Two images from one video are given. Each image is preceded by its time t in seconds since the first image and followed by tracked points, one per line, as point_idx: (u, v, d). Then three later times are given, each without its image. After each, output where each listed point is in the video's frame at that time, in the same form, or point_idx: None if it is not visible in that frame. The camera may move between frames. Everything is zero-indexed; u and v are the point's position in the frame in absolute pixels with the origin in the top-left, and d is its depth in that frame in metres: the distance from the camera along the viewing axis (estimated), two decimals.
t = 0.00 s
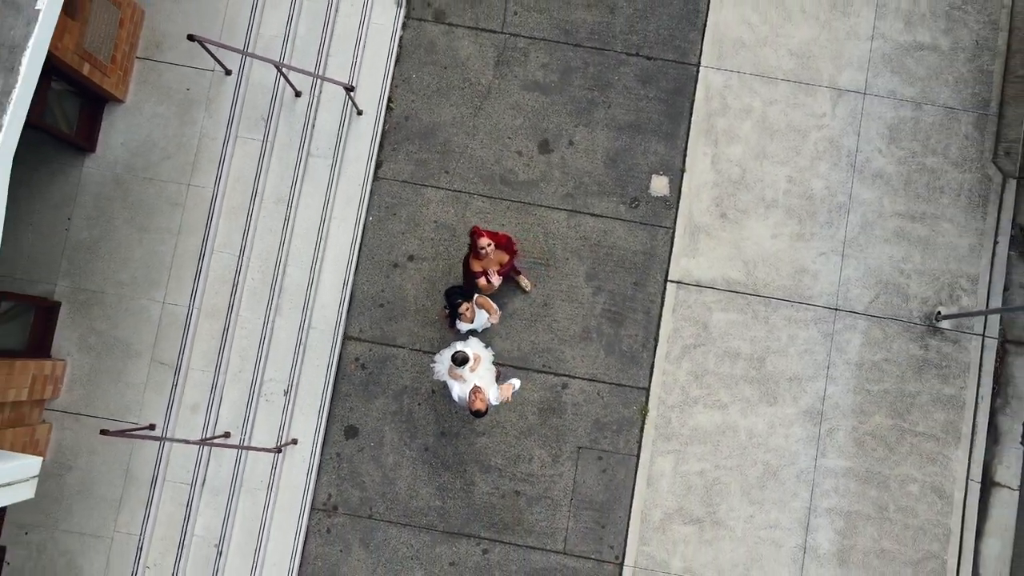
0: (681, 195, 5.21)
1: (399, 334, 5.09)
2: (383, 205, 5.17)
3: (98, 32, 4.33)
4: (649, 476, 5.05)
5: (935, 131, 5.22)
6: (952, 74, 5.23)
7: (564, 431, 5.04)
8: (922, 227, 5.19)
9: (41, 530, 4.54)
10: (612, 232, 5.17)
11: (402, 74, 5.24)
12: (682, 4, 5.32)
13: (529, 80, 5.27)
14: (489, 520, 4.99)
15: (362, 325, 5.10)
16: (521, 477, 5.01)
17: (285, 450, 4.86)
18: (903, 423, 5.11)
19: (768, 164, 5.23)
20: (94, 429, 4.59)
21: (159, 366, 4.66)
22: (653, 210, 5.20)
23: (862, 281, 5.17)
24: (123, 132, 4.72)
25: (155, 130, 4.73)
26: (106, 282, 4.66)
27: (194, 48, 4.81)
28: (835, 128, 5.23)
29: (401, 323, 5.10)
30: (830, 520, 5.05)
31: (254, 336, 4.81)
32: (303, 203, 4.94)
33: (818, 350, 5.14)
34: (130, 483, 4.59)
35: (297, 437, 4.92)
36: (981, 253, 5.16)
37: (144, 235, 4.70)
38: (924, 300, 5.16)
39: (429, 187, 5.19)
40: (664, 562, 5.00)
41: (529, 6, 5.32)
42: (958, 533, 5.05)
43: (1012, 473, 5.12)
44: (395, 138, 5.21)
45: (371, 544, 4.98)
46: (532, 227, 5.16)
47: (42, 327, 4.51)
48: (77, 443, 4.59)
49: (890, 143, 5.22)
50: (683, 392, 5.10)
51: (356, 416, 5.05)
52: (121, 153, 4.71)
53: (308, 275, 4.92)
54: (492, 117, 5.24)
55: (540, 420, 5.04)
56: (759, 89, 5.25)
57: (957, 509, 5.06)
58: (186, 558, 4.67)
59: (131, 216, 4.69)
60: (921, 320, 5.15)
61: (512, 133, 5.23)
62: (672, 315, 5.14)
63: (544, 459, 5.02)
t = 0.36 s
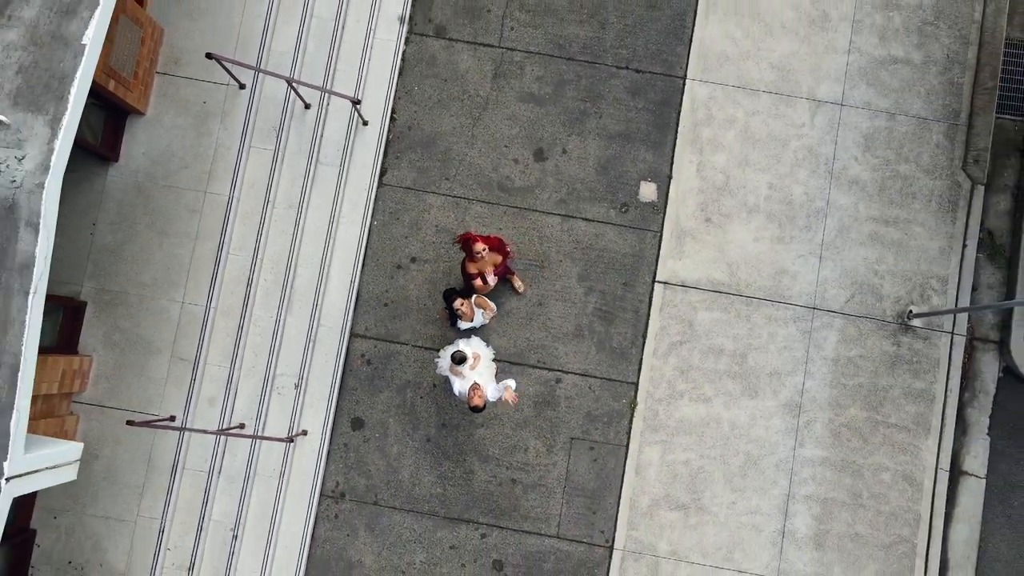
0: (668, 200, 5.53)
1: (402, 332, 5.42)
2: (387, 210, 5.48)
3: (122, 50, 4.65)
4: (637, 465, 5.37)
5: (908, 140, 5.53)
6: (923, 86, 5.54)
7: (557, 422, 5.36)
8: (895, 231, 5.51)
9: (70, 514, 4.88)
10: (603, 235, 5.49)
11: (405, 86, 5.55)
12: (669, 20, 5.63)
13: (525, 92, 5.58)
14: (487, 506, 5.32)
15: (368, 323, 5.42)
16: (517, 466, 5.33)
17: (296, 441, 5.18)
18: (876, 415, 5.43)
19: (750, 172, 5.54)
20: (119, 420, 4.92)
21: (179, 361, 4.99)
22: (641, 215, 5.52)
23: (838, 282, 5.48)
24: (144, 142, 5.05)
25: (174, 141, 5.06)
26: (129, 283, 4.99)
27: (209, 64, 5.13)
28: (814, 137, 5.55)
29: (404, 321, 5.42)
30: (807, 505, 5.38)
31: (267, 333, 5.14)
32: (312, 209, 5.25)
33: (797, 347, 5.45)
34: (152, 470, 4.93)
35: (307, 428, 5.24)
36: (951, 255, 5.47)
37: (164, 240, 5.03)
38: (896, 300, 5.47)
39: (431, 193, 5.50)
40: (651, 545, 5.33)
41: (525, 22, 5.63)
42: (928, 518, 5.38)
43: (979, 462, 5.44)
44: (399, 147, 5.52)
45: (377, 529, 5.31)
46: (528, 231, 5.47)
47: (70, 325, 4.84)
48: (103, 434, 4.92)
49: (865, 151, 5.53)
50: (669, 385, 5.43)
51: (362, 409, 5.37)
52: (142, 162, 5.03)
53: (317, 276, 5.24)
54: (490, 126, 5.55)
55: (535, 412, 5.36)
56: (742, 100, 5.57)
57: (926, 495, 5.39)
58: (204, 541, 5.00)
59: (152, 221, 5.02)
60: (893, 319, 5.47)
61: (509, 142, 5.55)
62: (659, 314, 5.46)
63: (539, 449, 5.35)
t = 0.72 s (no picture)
0: (658, 204, 5.84)
1: (407, 329, 5.74)
2: (392, 214, 5.80)
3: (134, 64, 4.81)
4: (628, 453, 5.71)
5: (885, 147, 5.85)
6: (900, 96, 5.85)
7: (553, 414, 5.69)
8: (873, 233, 5.83)
9: (97, 499, 5.22)
10: (596, 237, 5.80)
11: (409, 96, 5.86)
12: (660, 33, 5.93)
13: (523, 101, 5.89)
14: (486, 492, 5.66)
15: (375, 320, 5.74)
16: (515, 454, 5.67)
17: (307, 431, 5.51)
18: (853, 407, 5.76)
19: (736, 177, 5.85)
20: (142, 411, 5.27)
21: (198, 356, 5.33)
22: (633, 218, 5.84)
23: (818, 281, 5.80)
24: (164, 151, 5.38)
25: (192, 149, 5.39)
26: (151, 282, 5.33)
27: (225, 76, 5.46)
28: (797, 144, 5.85)
29: (409, 318, 5.75)
30: (787, 492, 5.71)
31: (280, 330, 5.46)
32: (322, 212, 5.57)
33: (779, 342, 5.78)
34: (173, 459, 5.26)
35: (318, 419, 5.56)
36: (925, 256, 5.79)
37: (183, 242, 5.36)
38: (873, 298, 5.80)
39: (433, 197, 5.82)
40: (641, 529, 5.67)
41: (523, 35, 5.93)
42: (901, 503, 5.71)
43: (951, 451, 5.77)
44: (403, 153, 5.84)
45: (383, 514, 5.65)
46: (525, 233, 5.79)
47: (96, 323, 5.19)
48: (127, 424, 5.27)
49: (844, 158, 5.84)
50: (659, 379, 5.76)
51: (369, 401, 5.70)
52: (162, 170, 5.37)
53: (326, 276, 5.56)
54: (489, 134, 5.86)
55: (532, 404, 5.70)
56: (728, 109, 5.87)
57: (900, 482, 5.72)
58: (222, 524, 5.33)
59: (171, 225, 5.36)
60: (870, 316, 5.79)
61: (507, 149, 5.86)
62: (649, 311, 5.78)
63: (535, 438, 5.68)
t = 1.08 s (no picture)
0: (648, 205, 6.16)
1: (410, 323, 6.07)
2: (396, 214, 6.11)
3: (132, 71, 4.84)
4: (619, 441, 6.04)
5: (863, 151, 6.17)
6: (878, 102, 6.17)
7: (548, 403, 6.03)
8: (852, 233, 6.14)
9: (120, 483, 5.56)
10: (590, 237, 6.12)
11: (412, 102, 6.17)
12: (650, 42, 6.24)
13: (520, 107, 6.20)
14: (485, 477, 6.00)
15: (380, 315, 6.06)
16: (512, 441, 6.01)
17: (316, 419, 5.85)
18: (832, 397, 6.09)
19: (722, 179, 6.17)
20: (162, 400, 5.60)
21: (214, 349, 5.67)
22: (624, 218, 6.16)
23: (800, 278, 6.12)
24: (181, 155, 5.70)
25: (208, 154, 5.71)
26: (169, 280, 5.66)
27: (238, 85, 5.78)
28: (780, 148, 6.17)
29: (412, 313, 6.07)
30: (770, 477, 6.05)
31: (290, 325, 5.79)
32: (330, 213, 5.89)
33: (763, 336, 6.10)
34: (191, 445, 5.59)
35: (326, 409, 5.90)
36: (901, 254, 6.11)
37: (200, 241, 5.69)
38: (852, 294, 6.12)
39: (435, 199, 6.13)
40: (631, 512, 6.01)
41: (520, 44, 6.23)
42: (877, 488, 6.04)
43: (925, 439, 6.10)
44: (407, 157, 6.15)
45: (388, 498, 5.98)
46: (522, 233, 6.11)
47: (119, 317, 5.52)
48: (148, 412, 5.61)
49: (825, 161, 6.16)
50: (648, 370, 6.09)
51: (374, 392, 6.02)
52: (180, 173, 5.69)
53: (334, 273, 5.89)
54: (488, 138, 6.17)
55: (528, 394, 6.03)
56: (715, 115, 6.18)
57: (877, 468, 6.05)
58: (237, 507, 5.67)
59: (189, 226, 5.68)
60: (849, 311, 6.12)
61: (505, 152, 6.17)
62: (640, 307, 6.11)
63: (532, 426, 6.02)
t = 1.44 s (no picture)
0: (640, 209, 6.53)
1: (415, 320, 6.44)
2: (402, 218, 6.49)
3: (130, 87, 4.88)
4: (611, 431, 6.43)
5: (842, 158, 6.54)
6: (856, 112, 6.55)
7: (545, 396, 6.41)
8: (832, 235, 6.52)
9: (145, 469, 5.95)
10: (584, 239, 6.50)
11: (416, 112, 6.54)
12: (642, 55, 6.61)
13: (519, 116, 6.57)
14: (486, 465, 6.38)
15: (387, 313, 6.44)
16: (512, 431, 6.39)
17: (327, 410, 6.23)
18: (812, 389, 6.47)
19: (709, 185, 6.54)
20: (184, 392, 6.00)
21: (232, 344, 6.06)
22: (617, 221, 6.53)
23: (782, 278, 6.50)
24: (201, 163, 6.09)
25: (226, 161, 6.10)
26: (190, 279, 6.05)
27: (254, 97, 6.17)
28: (764, 155, 6.54)
29: (417, 311, 6.45)
30: (754, 465, 6.42)
31: (303, 322, 6.17)
32: (340, 217, 6.27)
33: (747, 332, 6.48)
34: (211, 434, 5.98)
35: (337, 401, 6.29)
36: (878, 255, 6.49)
37: (218, 243, 6.07)
38: (832, 293, 6.50)
39: (438, 203, 6.51)
40: (623, 498, 6.39)
41: (519, 57, 6.60)
42: (854, 475, 6.43)
43: (900, 429, 6.47)
44: (412, 164, 6.52)
45: (395, 484, 6.36)
46: (520, 235, 6.49)
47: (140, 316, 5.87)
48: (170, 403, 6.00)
49: (806, 167, 6.54)
50: (639, 364, 6.47)
51: (382, 385, 6.40)
52: (199, 179, 6.07)
53: (344, 274, 6.27)
54: (488, 146, 6.54)
55: (526, 387, 6.41)
56: (703, 124, 6.56)
57: (854, 456, 6.43)
58: (254, 493, 6.05)
59: (208, 229, 6.07)
60: (829, 309, 6.49)
61: (504, 159, 6.54)
62: (631, 305, 6.49)
63: (530, 417, 6.40)
